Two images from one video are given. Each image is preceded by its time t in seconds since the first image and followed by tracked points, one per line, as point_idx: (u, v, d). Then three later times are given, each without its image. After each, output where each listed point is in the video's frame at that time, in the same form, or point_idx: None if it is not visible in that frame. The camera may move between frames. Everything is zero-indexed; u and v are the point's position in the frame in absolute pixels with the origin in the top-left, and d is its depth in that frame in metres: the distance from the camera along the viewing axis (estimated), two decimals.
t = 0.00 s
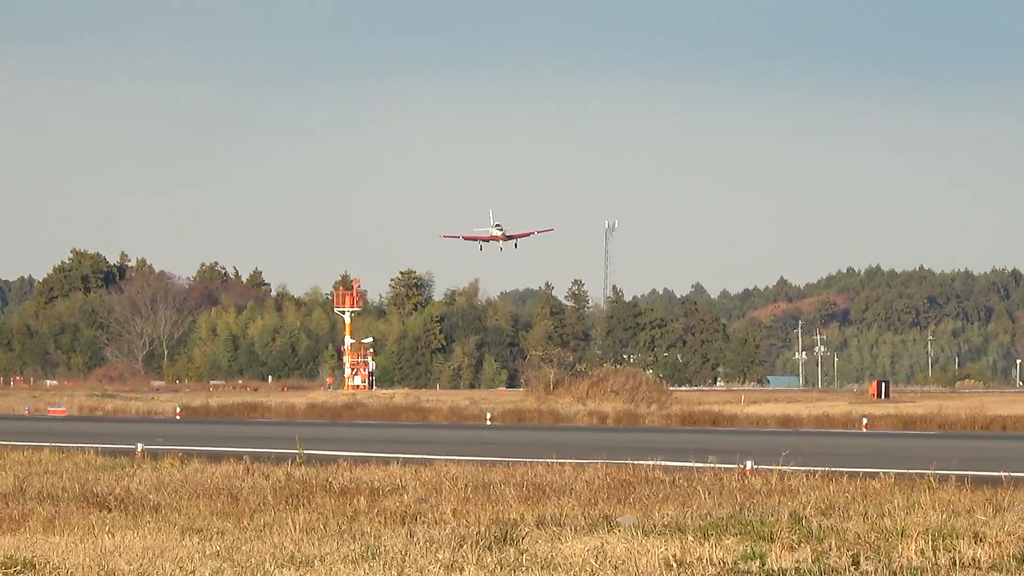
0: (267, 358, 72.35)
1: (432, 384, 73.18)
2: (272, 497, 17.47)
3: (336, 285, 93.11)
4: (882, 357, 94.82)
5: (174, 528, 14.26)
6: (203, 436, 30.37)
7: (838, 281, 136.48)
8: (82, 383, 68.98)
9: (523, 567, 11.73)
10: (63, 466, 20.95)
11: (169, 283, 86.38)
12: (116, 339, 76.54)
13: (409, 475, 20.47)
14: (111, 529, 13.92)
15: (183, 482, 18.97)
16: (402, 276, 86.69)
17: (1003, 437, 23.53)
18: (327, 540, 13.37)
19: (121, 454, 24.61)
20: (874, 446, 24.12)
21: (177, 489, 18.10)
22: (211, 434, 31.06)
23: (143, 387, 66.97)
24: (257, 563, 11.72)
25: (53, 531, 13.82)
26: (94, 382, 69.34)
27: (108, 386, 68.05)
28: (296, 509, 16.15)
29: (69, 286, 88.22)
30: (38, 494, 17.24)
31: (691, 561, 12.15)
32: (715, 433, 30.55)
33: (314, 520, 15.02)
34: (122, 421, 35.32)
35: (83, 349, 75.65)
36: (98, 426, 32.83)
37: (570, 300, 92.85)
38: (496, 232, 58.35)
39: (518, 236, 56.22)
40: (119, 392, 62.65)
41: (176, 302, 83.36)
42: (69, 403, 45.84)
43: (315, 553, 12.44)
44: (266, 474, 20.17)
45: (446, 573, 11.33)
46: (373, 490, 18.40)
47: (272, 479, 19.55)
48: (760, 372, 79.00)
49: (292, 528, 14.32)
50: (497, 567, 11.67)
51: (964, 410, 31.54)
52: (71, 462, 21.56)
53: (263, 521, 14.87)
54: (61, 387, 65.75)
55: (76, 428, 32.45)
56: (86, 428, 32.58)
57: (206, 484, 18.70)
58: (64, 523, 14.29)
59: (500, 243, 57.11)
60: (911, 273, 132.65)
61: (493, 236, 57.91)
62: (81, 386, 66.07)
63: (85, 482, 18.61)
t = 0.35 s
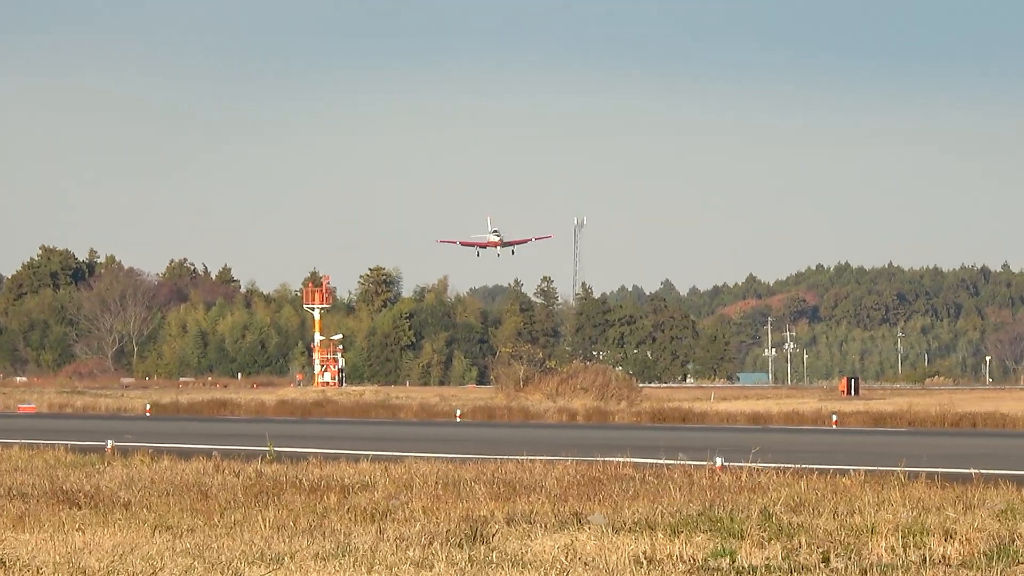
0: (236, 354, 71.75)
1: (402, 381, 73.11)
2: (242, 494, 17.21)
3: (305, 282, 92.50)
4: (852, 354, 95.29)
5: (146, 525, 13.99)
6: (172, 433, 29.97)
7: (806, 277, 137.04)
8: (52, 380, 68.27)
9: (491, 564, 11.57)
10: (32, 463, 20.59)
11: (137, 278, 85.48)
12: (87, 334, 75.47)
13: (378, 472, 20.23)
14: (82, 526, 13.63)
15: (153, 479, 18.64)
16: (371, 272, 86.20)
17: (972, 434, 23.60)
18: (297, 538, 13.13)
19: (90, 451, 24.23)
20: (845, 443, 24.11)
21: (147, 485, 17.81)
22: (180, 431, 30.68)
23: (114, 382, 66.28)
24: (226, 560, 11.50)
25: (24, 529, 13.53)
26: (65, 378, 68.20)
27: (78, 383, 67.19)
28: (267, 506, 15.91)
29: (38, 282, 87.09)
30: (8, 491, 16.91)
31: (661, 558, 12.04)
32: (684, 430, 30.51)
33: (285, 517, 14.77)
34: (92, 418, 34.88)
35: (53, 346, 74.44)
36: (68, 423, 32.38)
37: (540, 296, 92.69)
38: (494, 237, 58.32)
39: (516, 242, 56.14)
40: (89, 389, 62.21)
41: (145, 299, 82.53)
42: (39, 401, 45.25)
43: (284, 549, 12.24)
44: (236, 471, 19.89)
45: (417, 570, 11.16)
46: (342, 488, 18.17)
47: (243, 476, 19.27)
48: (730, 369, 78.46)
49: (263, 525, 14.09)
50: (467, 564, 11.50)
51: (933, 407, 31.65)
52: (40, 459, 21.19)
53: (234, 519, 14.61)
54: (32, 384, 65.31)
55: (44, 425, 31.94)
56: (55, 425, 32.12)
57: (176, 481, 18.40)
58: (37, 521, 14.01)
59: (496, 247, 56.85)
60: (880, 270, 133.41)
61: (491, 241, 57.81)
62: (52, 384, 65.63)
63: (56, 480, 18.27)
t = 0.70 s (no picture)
0: (206, 350, 71.41)
1: (371, 377, 72.73)
2: (212, 490, 16.94)
3: (275, 279, 92.00)
4: (821, 350, 95.70)
5: (114, 521, 13.71)
6: (141, 430, 29.60)
7: (776, 274, 137.55)
8: (21, 375, 67.52)
9: (459, 561, 11.37)
10: None
11: (107, 274, 84.75)
12: (56, 331, 74.40)
13: (347, 468, 19.99)
14: (50, 522, 13.34)
15: (122, 476, 18.34)
16: (340, 268, 85.70)
17: (940, 430, 23.65)
18: (266, 534, 12.88)
19: (58, 448, 23.85)
20: (814, 440, 24.08)
21: (116, 482, 17.50)
22: (149, 428, 30.29)
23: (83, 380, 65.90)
24: (196, 556, 11.26)
25: None
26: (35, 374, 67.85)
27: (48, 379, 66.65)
28: (236, 502, 15.65)
29: (7, 278, 86.09)
30: None
31: (631, 554, 11.89)
32: (653, 426, 30.49)
33: (253, 514, 14.50)
34: (61, 415, 34.43)
35: (23, 343, 72.19)
36: (36, 420, 31.91)
37: (509, 293, 92.50)
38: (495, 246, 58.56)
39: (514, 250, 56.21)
40: (59, 386, 61.71)
41: (115, 295, 81.70)
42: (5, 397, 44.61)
43: (253, 545, 12.01)
44: (206, 468, 19.60)
45: (387, 566, 10.96)
46: (310, 484, 17.92)
47: (212, 473, 18.97)
48: (700, 365, 77.93)
49: (231, 522, 13.82)
50: (434, 560, 11.30)
51: (902, 403, 31.76)
52: (8, 455, 20.82)
53: (201, 515, 14.33)
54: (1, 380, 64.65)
55: (11, 421, 31.47)
56: (22, 421, 31.66)
57: (145, 478, 18.09)
58: (1, 517, 13.70)
59: (497, 255, 56.82)
60: (850, 266, 134.11)
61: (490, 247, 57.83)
62: (21, 380, 65.05)
63: (23, 477, 17.92)
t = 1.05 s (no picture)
0: (175, 347, 70.66)
1: (340, 373, 72.40)
2: (182, 486, 16.71)
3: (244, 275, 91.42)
4: (791, 346, 96.17)
5: (83, 517, 13.48)
6: (111, 426, 29.22)
7: (746, 270, 137.97)
8: None
9: (428, 556, 11.24)
10: None
11: (77, 270, 83.85)
12: (26, 327, 73.92)
13: (318, 464, 19.81)
14: (19, 519, 13.11)
15: (91, 472, 18.07)
16: (310, 264, 85.20)
17: (909, 426, 23.75)
18: (236, 531, 12.69)
19: (27, 444, 23.51)
20: (784, 436, 24.11)
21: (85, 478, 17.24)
22: (117, 423, 29.89)
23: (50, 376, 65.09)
24: (166, 553, 11.08)
25: None
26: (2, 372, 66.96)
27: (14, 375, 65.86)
28: (206, 499, 15.44)
29: None
30: None
31: (600, 550, 11.81)
32: (623, 422, 30.40)
33: (223, 510, 14.31)
34: (29, 411, 33.99)
35: None
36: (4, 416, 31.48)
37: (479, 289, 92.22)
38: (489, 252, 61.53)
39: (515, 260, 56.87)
40: (27, 382, 61.07)
41: (85, 291, 80.86)
42: None
43: (222, 542, 11.82)
44: (176, 464, 19.38)
45: (356, 562, 10.80)
46: (281, 480, 17.74)
47: (182, 469, 18.75)
48: (670, 361, 78.07)
49: (201, 518, 13.63)
50: (403, 556, 11.18)
51: (871, 400, 31.90)
52: None
53: (172, 512, 14.13)
54: None
55: None
56: None
57: (115, 474, 17.84)
58: None
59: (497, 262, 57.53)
60: (819, 262, 134.80)
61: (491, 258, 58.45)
62: None
63: None
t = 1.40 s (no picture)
0: (145, 342, 69.99)
1: (310, 369, 72.22)
2: (151, 481, 16.48)
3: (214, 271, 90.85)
4: (760, 342, 96.70)
5: (52, 513, 13.24)
6: (79, 421, 28.85)
7: (714, 266, 138.39)
8: None
9: (397, 552, 11.09)
10: None
11: (45, 263, 82.94)
12: None
13: (287, 459, 19.60)
14: None
15: (60, 467, 17.79)
16: (279, 259, 84.62)
17: (877, 421, 23.84)
18: (205, 525, 12.48)
19: None
20: (752, 431, 24.14)
21: (55, 473, 16.99)
22: (86, 419, 29.52)
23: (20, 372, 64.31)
24: (136, 548, 10.88)
25: None
26: None
27: None
28: (175, 494, 15.22)
29: None
30: None
31: (569, 545, 11.71)
32: (593, 417, 30.32)
33: (193, 505, 14.11)
34: None
35: None
36: None
37: (448, 284, 91.95)
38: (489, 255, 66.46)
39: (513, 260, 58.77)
40: None
41: (54, 285, 79.92)
42: None
43: (192, 537, 11.64)
44: (145, 459, 19.12)
45: (325, 557, 10.65)
46: (250, 475, 17.51)
47: (151, 464, 18.50)
48: (639, 357, 79.06)
49: (171, 513, 13.42)
50: (371, 551, 11.04)
51: (839, 394, 32.06)
52: None
53: (141, 506, 13.93)
54: None
55: None
56: None
57: (84, 469, 17.57)
58: None
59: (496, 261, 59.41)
60: (788, 258, 135.50)
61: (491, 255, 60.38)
62: None
63: None
